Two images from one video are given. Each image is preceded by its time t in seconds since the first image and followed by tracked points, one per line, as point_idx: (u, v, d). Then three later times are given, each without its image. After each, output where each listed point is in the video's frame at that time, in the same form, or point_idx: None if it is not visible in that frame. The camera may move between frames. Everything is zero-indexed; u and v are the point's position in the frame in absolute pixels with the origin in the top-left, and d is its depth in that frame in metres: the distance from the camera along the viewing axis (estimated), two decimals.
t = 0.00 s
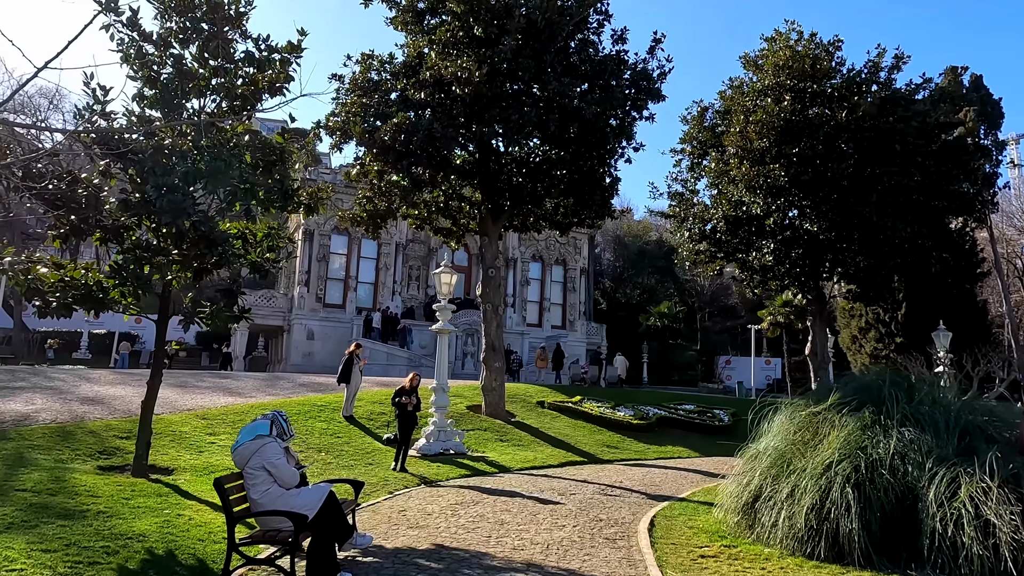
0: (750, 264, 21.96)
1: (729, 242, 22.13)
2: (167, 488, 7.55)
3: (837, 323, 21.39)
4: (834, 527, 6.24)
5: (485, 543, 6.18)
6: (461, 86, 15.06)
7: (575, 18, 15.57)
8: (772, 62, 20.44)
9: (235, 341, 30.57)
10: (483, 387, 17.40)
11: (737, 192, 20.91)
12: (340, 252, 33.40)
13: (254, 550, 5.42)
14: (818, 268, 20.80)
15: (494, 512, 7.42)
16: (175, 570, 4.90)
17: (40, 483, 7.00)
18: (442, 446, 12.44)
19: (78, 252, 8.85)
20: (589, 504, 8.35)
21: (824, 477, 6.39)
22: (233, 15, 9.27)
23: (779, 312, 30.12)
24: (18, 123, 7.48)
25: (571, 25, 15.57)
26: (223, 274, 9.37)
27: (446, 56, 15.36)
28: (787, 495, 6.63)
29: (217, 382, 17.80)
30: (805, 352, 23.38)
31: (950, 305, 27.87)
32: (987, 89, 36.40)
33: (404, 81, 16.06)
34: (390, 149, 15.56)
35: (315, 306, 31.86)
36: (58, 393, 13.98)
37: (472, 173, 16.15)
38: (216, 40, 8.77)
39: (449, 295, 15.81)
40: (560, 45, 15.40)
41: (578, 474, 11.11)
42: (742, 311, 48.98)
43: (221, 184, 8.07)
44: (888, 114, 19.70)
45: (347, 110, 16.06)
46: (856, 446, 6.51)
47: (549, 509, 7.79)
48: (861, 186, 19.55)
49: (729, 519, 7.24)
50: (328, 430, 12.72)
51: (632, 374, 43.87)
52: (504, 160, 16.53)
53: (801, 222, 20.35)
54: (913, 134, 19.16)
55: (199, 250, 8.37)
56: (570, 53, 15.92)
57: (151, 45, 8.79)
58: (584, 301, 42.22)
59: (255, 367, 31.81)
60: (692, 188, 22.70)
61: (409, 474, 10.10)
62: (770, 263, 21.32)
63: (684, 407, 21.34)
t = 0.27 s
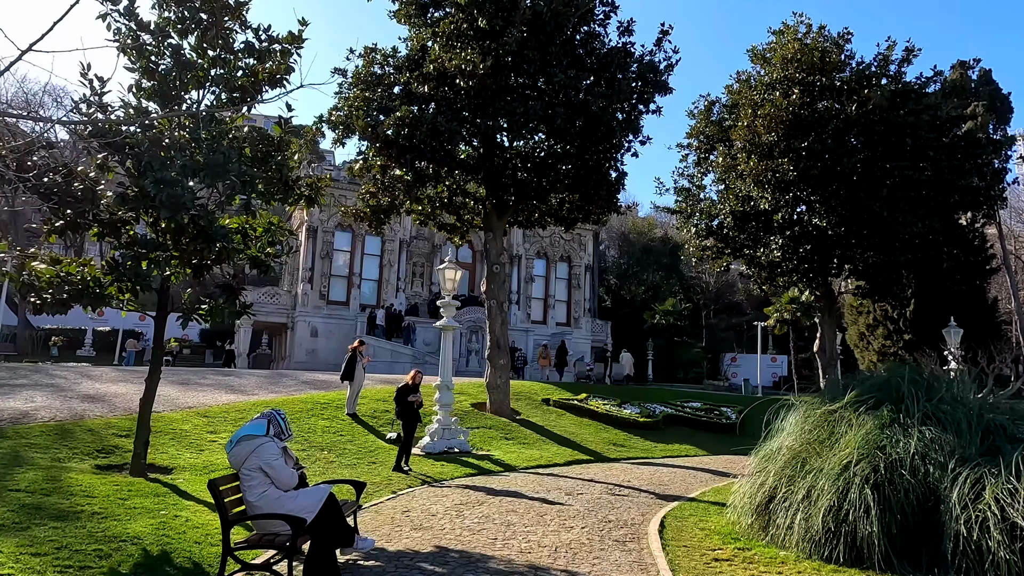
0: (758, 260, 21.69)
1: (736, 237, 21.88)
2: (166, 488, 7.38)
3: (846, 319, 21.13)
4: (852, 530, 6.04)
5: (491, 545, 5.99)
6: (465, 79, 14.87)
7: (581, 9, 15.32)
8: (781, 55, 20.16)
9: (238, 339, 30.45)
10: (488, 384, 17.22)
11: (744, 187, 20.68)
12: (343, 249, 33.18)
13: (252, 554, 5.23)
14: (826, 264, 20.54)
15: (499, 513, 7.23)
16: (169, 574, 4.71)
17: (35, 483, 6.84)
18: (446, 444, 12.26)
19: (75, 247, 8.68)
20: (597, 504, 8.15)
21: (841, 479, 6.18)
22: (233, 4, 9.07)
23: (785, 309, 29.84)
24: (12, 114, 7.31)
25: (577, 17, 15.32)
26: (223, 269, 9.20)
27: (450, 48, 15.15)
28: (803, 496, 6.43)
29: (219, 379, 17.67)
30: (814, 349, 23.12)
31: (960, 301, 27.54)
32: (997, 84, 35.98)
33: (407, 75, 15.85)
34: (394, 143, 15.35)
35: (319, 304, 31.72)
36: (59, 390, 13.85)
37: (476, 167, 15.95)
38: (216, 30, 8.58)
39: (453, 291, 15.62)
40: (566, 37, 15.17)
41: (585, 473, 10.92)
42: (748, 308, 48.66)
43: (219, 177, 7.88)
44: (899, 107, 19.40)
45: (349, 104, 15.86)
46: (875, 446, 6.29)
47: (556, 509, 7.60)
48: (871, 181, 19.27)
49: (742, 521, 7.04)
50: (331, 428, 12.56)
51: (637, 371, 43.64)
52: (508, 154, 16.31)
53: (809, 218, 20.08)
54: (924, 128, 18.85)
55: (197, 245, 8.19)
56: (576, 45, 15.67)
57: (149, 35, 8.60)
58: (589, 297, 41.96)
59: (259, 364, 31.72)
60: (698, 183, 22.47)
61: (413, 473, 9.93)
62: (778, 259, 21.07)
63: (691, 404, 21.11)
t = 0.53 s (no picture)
0: (764, 256, 21.43)
1: (741, 233, 21.60)
2: (158, 487, 7.16)
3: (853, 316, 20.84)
4: (870, 533, 5.79)
5: (493, 547, 5.75)
6: (468, 71, 14.63)
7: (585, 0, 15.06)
8: (788, 48, 19.87)
9: (240, 336, 30.30)
10: (490, 382, 16.99)
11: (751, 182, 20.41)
12: (345, 246, 32.95)
13: (243, 558, 5.00)
14: (834, 260, 20.25)
15: (503, 513, 7.00)
16: None
17: (23, 482, 6.62)
18: (449, 442, 12.04)
19: (68, 240, 8.46)
20: (603, 504, 7.91)
21: (859, 479, 5.94)
22: None
23: (790, 306, 29.55)
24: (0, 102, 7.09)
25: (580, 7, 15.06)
26: (220, 263, 8.98)
27: (451, 40, 14.90)
28: (818, 498, 6.19)
29: (219, 376, 17.47)
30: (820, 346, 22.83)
31: (968, 298, 27.21)
32: (1005, 79, 35.61)
33: (408, 67, 15.61)
34: (395, 137, 15.12)
35: (321, 301, 31.51)
36: (56, 387, 13.66)
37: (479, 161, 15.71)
38: (211, 17, 8.35)
39: (456, 287, 15.39)
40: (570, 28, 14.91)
41: (590, 472, 10.69)
42: (753, 305, 48.34)
43: (212, 168, 7.64)
44: (908, 100, 19.09)
45: (350, 97, 15.63)
46: (893, 445, 6.03)
47: (561, 510, 7.37)
48: (880, 175, 18.96)
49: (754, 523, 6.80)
50: (332, 426, 12.34)
51: (641, 369, 43.40)
52: (511, 148, 16.06)
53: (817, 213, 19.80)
54: (934, 121, 18.54)
55: (192, 238, 7.97)
56: (580, 37, 15.41)
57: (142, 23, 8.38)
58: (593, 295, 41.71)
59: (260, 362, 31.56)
60: (704, 178, 22.20)
61: (414, 473, 9.70)
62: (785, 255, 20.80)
63: (696, 402, 20.86)
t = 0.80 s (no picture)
0: (768, 252, 21.20)
1: (746, 229, 21.36)
2: (150, 489, 6.97)
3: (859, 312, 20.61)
4: (886, 537, 5.59)
5: (495, 552, 5.54)
6: (469, 63, 14.40)
7: None
8: (793, 41, 19.59)
9: (240, 334, 30.12)
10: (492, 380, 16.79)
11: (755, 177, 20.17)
12: (346, 242, 32.72)
13: (234, 564, 4.79)
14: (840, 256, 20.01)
15: (505, 516, 6.80)
16: None
17: (11, 483, 6.43)
18: (450, 441, 11.84)
19: (60, 235, 8.26)
20: (608, 505, 7.71)
21: (875, 481, 5.73)
22: None
23: (793, 303, 29.32)
24: None
25: None
26: (215, 259, 8.78)
27: (452, 33, 14.67)
28: (832, 500, 5.99)
29: (218, 374, 17.29)
30: (826, 344, 22.59)
31: (974, 295, 26.92)
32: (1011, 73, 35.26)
33: (409, 61, 15.38)
34: (395, 131, 14.91)
35: (322, 298, 31.31)
36: (53, 385, 13.48)
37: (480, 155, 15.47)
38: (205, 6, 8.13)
39: (457, 284, 15.17)
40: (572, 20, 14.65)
41: (594, 472, 10.49)
42: (756, 303, 48.05)
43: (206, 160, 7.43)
44: (915, 93, 18.81)
45: (350, 91, 15.40)
46: (910, 445, 5.81)
47: (564, 512, 7.16)
48: (887, 170, 18.70)
49: (766, 526, 6.61)
50: (331, 425, 12.15)
51: (644, 367, 43.20)
52: (513, 143, 15.81)
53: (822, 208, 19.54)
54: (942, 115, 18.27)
55: (185, 233, 7.76)
56: (582, 29, 15.17)
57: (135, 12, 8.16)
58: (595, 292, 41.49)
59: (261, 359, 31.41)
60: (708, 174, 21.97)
61: (414, 472, 9.50)
62: (790, 251, 20.56)
63: (700, 400, 20.65)
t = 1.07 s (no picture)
0: (774, 249, 20.97)
1: (751, 225, 21.14)
2: (144, 489, 6.76)
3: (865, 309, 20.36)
4: (907, 540, 5.36)
5: (500, 555, 5.33)
6: (471, 55, 14.18)
7: None
8: (799, 34, 19.34)
9: (241, 332, 29.96)
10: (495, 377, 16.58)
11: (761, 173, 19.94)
12: (347, 240, 32.42)
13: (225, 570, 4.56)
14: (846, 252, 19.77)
15: (510, 517, 6.59)
16: None
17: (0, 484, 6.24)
18: (452, 440, 11.64)
19: (52, 229, 8.05)
20: (614, 506, 7.50)
21: (894, 481, 5.51)
22: None
23: (798, 300, 29.07)
24: None
25: None
26: (211, 253, 8.57)
27: (454, 25, 14.44)
28: (850, 500, 5.77)
29: (218, 373, 17.10)
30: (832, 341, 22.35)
31: (982, 292, 26.65)
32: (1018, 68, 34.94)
33: (410, 54, 15.15)
34: (396, 125, 14.69)
35: (324, 296, 31.11)
36: (50, 383, 13.29)
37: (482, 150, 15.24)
38: None
39: (459, 280, 14.96)
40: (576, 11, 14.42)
41: (599, 471, 10.28)
42: (759, 300, 47.77)
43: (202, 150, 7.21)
44: (923, 86, 18.54)
45: (350, 84, 15.18)
46: (931, 444, 5.58)
47: (570, 513, 6.95)
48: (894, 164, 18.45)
49: (781, 528, 6.40)
50: (331, 423, 11.96)
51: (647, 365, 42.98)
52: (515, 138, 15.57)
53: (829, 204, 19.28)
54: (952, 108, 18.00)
55: (180, 226, 7.55)
56: (585, 21, 14.93)
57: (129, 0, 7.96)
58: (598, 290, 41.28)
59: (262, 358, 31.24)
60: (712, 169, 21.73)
61: (416, 472, 9.30)
62: (795, 247, 20.31)
63: (705, 398, 20.44)
